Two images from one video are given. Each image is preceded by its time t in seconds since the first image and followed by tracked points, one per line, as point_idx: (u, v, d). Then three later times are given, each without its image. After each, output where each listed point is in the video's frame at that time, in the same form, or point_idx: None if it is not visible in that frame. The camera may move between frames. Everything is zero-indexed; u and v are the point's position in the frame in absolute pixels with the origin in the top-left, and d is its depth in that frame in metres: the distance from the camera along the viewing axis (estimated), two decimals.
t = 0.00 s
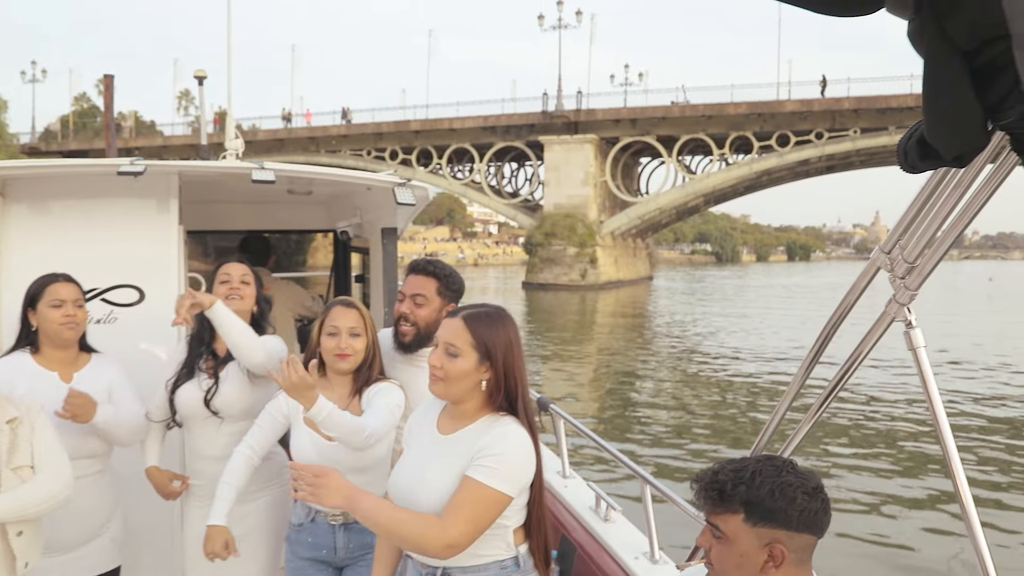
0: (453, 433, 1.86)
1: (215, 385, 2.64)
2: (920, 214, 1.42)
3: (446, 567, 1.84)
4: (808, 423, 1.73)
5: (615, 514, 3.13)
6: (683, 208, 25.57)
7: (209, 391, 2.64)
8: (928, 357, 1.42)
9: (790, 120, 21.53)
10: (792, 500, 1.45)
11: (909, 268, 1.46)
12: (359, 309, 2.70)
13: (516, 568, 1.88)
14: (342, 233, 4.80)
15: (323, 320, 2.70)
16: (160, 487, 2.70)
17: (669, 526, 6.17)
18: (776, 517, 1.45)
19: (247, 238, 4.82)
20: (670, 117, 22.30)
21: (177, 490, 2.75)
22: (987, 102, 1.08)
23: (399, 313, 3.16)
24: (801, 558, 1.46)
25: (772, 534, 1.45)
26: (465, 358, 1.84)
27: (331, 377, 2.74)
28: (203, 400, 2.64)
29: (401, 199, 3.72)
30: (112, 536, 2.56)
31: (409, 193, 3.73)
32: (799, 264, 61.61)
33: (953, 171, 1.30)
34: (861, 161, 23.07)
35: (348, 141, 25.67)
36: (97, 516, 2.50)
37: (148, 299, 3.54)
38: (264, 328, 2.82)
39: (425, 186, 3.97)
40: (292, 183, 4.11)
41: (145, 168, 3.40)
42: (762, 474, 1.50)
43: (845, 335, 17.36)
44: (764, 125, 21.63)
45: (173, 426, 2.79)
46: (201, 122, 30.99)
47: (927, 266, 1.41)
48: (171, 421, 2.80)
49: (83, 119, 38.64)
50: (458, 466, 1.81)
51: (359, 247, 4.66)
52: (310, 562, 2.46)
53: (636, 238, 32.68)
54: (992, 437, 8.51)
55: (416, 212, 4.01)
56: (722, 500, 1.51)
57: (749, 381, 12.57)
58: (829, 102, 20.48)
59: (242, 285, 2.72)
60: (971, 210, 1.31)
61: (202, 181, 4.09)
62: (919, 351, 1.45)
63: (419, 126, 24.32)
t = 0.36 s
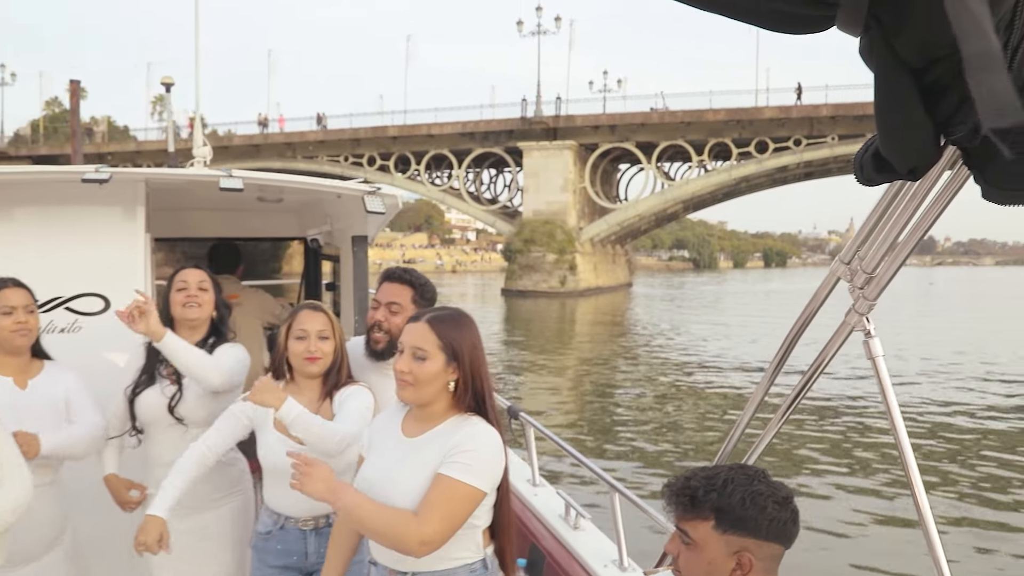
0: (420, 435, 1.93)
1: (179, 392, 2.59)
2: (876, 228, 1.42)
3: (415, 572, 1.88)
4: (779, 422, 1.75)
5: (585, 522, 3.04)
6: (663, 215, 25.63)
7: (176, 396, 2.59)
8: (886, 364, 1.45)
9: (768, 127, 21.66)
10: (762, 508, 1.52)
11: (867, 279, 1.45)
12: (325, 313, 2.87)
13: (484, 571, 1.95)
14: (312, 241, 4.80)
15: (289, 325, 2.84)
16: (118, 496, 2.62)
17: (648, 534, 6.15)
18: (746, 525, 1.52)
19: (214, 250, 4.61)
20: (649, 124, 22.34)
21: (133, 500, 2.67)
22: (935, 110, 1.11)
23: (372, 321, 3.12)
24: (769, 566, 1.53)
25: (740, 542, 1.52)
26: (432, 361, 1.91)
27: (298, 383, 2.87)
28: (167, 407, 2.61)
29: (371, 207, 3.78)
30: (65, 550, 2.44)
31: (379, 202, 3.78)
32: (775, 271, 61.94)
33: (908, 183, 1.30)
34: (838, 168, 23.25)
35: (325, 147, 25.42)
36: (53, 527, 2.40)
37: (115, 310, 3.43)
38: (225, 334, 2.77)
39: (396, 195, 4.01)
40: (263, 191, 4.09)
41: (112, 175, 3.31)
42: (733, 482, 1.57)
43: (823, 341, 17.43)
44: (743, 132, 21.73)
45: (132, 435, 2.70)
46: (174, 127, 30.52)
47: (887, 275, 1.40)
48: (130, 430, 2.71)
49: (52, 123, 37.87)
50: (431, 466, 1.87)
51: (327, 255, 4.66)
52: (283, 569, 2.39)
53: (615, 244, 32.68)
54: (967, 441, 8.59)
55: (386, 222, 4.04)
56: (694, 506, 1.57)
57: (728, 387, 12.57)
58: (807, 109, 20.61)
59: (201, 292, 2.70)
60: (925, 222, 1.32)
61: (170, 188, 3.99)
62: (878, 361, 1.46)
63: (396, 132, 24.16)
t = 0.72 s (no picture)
0: (388, 439, 2.10)
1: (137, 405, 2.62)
2: (839, 233, 1.33)
3: None
4: (741, 431, 1.68)
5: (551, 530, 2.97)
6: (640, 221, 25.68)
7: (133, 408, 2.62)
8: (845, 373, 1.38)
9: (744, 134, 21.75)
10: (722, 520, 1.57)
11: (826, 288, 1.38)
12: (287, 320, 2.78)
13: None
14: (280, 248, 4.77)
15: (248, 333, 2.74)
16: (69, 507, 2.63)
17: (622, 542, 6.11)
18: (708, 536, 1.57)
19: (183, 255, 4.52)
20: (626, 130, 22.36)
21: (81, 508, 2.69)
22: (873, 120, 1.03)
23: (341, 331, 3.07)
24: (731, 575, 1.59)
25: (703, 553, 1.57)
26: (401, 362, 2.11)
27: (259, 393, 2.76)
28: (124, 418, 2.62)
29: (338, 214, 3.84)
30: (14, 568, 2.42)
31: (346, 209, 3.84)
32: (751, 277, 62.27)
33: (868, 195, 1.22)
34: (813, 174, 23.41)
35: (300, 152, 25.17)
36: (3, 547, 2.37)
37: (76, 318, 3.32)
38: (179, 341, 2.80)
39: (363, 202, 4.05)
40: (229, 199, 4.00)
41: (73, 180, 3.19)
42: (696, 492, 1.61)
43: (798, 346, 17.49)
44: (720, 138, 21.79)
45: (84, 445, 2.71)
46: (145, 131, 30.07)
47: (845, 285, 1.32)
48: (82, 440, 2.70)
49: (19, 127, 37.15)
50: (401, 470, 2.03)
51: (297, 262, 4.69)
52: None
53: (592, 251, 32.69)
54: (942, 446, 8.62)
55: (353, 230, 4.06)
56: (657, 516, 1.62)
57: (703, 393, 12.56)
58: (783, 117, 20.71)
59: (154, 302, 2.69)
60: (887, 231, 1.24)
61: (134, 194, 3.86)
62: (836, 371, 1.38)
63: (372, 137, 23.97)
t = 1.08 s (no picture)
0: (343, 453, 2.23)
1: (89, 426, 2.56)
2: (788, 239, 1.27)
3: None
4: (693, 438, 1.62)
5: (514, 540, 2.90)
6: (615, 228, 25.70)
7: (83, 431, 2.54)
8: (792, 383, 1.34)
9: (720, 141, 21.82)
10: (677, 526, 1.60)
11: (773, 298, 1.34)
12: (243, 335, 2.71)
13: None
14: (243, 255, 4.75)
15: (203, 348, 2.68)
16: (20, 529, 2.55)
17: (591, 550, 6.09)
18: (662, 543, 1.60)
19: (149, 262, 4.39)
20: (602, 137, 22.38)
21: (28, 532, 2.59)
22: (815, 144, 1.03)
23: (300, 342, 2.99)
24: None
25: (659, 560, 1.60)
26: (359, 372, 2.25)
27: (213, 409, 2.67)
28: (75, 438, 2.55)
29: (300, 222, 3.82)
30: None
31: (308, 217, 3.81)
32: (726, 285, 62.49)
33: (808, 204, 1.17)
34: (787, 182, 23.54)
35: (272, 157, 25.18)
36: None
37: (29, 325, 3.24)
38: (129, 357, 2.73)
39: (326, 210, 4.00)
40: (192, 206, 3.93)
41: (27, 187, 3.09)
42: (652, 500, 1.64)
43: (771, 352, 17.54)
44: (696, 145, 21.84)
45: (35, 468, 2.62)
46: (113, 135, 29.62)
47: (791, 292, 1.29)
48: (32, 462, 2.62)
49: None
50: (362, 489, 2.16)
51: (260, 269, 4.70)
52: None
53: (567, 258, 32.67)
54: (912, 450, 8.66)
55: (316, 236, 4.01)
56: (614, 525, 1.65)
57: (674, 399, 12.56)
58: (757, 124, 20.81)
59: (102, 316, 2.63)
60: (827, 239, 1.20)
61: (93, 200, 3.78)
62: (783, 379, 1.35)
63: (346, 142, 23.78)
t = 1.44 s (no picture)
0: (293, 455, 2.16)
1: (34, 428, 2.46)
2: (728, 254, 1.37)
3: None
4: (646, 441, 1.66)
5: (473, 547, 2.84)
6: (590, 235, 25.72)
7: (28, 432, 2.44)
8: (738, 390, 1.41)
9: (693, 149, 21.90)
10: (632, 533, 1.55)
11: (719, 306, 1.42)
12: (195, 337, 2.61)
13: None
14: (203, 263, 4.65)
15: (153, 351, 2.58)
16: None
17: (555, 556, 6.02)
18: (617, 550, 1.54)
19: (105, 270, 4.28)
20: (576, 144, 22.39)
21: None
22: (732, 149, 1.11)
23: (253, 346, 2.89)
24: None
25: (613, 567, 1.54)
26: (309, 374, 2.17)
27: (164, 412, 2.59)
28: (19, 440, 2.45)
29: (257, 229, 3.78)
30: None
31: (266, 224, 3.79)
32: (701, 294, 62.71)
33: (752, 214, 1.29)
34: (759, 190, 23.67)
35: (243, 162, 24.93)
36: None
37: None
38: (78, 359, 2.63)
39: (284, 218, 3.97)
40: (149, 214, 3.85)
41: None
42: (608, 507, 1.58)
43: (742, 359, 17.59)
44: (669, 153, 21.90)
45: None
46: (81, 139, 29.20)
47: (736, 300, 1.38)
48: None
49: None
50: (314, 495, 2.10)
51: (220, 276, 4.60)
52: None
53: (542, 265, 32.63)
54: (880, 456, 8.70)
55: (275, 244, 3.96)
56: (569, 531, 1.58)
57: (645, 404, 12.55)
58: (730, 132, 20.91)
59: (48, 318, 2.52)
60: (770, 248, 1.32)
61: (45, 207, 3.69)
62: (728, 384, 1.40)
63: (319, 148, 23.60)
